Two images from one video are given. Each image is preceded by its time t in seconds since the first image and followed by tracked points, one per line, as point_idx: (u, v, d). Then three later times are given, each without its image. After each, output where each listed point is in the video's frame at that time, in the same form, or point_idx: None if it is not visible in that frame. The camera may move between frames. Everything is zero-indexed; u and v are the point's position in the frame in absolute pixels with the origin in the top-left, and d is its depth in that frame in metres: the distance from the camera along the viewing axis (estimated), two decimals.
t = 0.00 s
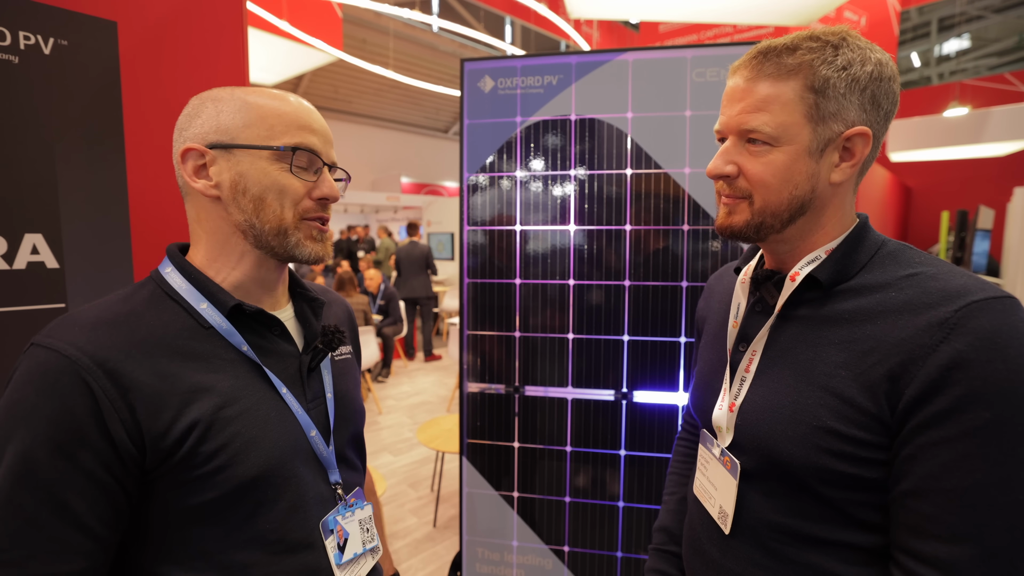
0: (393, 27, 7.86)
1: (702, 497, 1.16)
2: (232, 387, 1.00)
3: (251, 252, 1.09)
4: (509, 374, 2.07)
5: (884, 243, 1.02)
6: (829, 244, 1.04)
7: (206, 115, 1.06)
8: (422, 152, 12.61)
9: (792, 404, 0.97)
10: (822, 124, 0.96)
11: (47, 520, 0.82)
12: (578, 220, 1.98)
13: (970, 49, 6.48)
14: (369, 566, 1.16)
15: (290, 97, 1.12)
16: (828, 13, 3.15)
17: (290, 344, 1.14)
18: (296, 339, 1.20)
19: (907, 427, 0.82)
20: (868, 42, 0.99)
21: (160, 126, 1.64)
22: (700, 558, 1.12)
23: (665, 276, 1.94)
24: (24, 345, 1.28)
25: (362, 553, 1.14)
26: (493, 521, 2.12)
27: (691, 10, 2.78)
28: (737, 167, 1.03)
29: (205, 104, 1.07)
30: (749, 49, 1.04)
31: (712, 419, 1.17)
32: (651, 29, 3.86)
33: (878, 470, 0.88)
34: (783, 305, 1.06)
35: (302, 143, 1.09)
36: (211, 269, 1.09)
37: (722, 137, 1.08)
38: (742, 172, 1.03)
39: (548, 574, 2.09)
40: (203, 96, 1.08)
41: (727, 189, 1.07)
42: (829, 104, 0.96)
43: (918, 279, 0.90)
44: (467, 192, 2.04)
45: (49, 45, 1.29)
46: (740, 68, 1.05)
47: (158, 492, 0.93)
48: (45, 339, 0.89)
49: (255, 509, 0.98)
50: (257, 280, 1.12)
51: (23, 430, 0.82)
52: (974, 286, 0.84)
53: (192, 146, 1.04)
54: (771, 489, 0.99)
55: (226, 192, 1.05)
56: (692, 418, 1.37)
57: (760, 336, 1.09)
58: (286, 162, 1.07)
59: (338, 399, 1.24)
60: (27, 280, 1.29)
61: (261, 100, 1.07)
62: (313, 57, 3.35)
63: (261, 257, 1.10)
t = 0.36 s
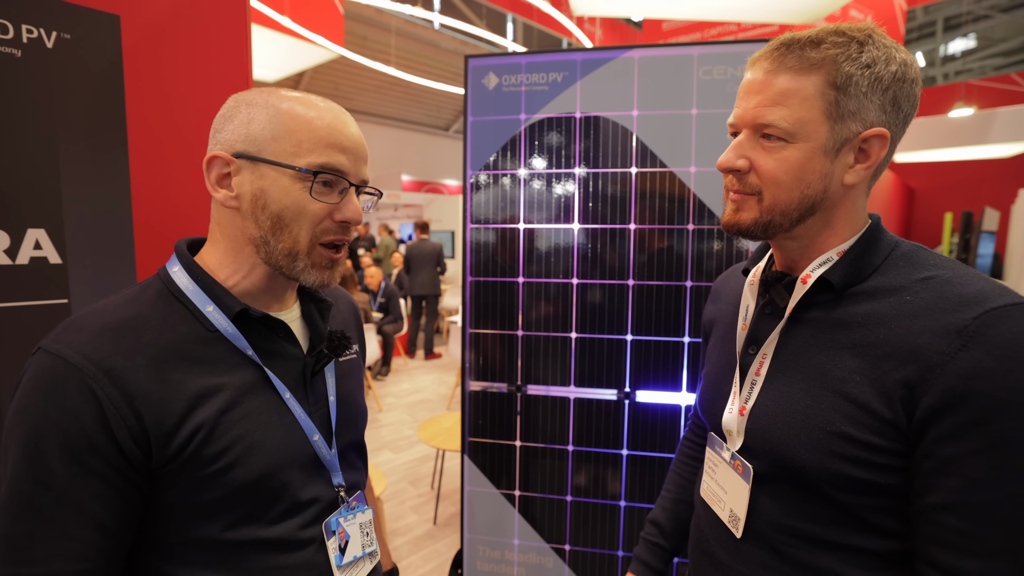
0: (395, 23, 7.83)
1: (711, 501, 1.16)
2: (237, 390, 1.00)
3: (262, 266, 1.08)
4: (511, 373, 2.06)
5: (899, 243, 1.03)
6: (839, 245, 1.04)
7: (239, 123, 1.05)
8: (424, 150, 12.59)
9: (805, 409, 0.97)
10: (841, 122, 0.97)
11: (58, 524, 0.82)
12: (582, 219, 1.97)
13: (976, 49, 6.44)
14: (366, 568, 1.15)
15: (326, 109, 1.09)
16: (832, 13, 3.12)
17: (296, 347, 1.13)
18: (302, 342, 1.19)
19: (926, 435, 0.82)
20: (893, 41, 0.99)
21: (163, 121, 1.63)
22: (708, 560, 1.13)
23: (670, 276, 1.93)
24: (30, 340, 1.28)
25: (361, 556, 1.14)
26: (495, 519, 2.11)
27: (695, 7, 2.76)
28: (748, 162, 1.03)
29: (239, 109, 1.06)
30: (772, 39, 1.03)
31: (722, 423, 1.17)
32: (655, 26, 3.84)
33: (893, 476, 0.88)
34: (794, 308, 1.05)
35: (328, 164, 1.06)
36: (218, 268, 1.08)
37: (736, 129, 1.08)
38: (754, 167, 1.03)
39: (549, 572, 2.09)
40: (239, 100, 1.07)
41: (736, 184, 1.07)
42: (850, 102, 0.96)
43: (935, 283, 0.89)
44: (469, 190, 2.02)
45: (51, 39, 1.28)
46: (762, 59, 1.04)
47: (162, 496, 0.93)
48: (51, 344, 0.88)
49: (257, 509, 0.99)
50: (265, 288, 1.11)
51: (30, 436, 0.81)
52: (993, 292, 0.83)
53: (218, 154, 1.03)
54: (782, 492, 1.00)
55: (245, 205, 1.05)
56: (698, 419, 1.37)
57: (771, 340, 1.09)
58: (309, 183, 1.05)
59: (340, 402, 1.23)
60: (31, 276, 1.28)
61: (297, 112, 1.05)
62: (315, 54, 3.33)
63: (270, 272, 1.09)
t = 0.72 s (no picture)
0: (394, 22, 7.82)
1: (715, 500, 1.18)
2: (256, 385, 1.00)
3: (251, 259, 1.08)
4: (513, 372, 2.07)
5: (899, 241, 1.04)
6: (842, 244, 1.06)
7: (192, 119, 1.03)
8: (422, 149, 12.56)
9: (811, 408, 0.99)
10: (842, 123, 0.98)
11: (90, 523, 0.83)
12: (583, 218, 1.97)
13: (972, 49, 6.50)
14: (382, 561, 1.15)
15: (278, 87, 1.06)
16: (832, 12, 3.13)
17: (308, 341, 1.12)
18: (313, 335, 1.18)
19: (938, 436, 0.84)
20: (893, 40, 1.00)
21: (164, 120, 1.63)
22: (713, 560, 1.14)
23: (671, 275, 1.94)
24: (31, 339, 1.28)
25: (377, 548, 1.14)
26: (496, 518, 2.12)
27: (695, 7, 2.76)
28: (751, 163, 1.05)
29: (188, 104, 1.04)
30: (773, 39, 1.04)
31: (726, 422, 1.18)
32: (654, 25, 3.83)
33: (897, 474, 0.90)
34: (797, 306, 1.07)
35: (285, 143, 1.03)
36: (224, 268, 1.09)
37: (738, 130, 1.09)
38: (756, 168, 1.04)
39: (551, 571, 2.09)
40: (187, 94, 1.05)
41: (739, 184, 1.08)
42: (851, 102, 0.97)
43: (938, 281, 0.91)
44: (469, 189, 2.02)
45: (54, 37, 1.28)
46: (764, 59, 1.05)
47: (188, 492, 0.93)
48: (69, 347, 0.88)
49: (281, 503, 0.99)
50: (268, 280, 1.11)
51: (55, 437, 0.82)
52: (995, 288, 0.86)
53: (179, 155, 1.02)
54: (788, 491, 1.01)
55: (219, 201, 1.04)
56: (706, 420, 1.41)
57: (775, 339, 1.10)
58: (271, 167, 1.04)
59: (353, 393, 1.24)
60: (33, 274, 1.28)
61: (245, 94, 1.02)
62: (314, 52, 3.32)
63: (264, 263, 1.09)
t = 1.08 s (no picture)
0: (392, 20, 7.81)
1: (720, 493, 1.19)
2: (263, 381, 1.00)
3: (249, 244, 1.07)
4: (513, 369, 2.07)
5: (910, 237, 1.05)
6: (851, 239, 1.07)
7: (191, 106, 1.04)
8: (421, 148, 12.55)
9: (817, 402, 1.00)
10: (856, 119, 0.98)
11: (89, 528, 0.82)
12: (582, 215, 1.97)
13: (971, 45, 6.65)
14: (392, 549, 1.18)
15: (277, 79, 1.08)
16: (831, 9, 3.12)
17: (310, 336, 1.14)
18: (315, 329, 1.19)
19: (938, 427, 0.84)
20: (909, 35, 1.00)
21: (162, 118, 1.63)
22: (718, 552, 1.15)
23: (670, 271, 1.94)
24: (30, 337, 1.28)
25: (387, 537, 1.16)
26: (496, 515, 2.12)
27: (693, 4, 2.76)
28: (764, 159, 1.05)
29: (187, 94, 1.05)
30: (787, 35, 1.04)
31: (732, 415, 1.20)
32: (653, 22, 3.83)
33: (902, 468, 0.90)
34: (804, 301, 1.09)
35: (288, 124, 1.05)
36: (219, 257, 1.08)
37: (751, 126, 1.10)
38: (769, 164, 1.05)
39: (551, 567, 2.10)
40: (186, 86, 1.06)
41: (752, 180, 1.09)
42: (865, 99, 0.97)
43: (946, 276, 0.92)
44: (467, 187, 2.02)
45: (49, 34, 1.28)
46: (777, 55, 1.05)
47: (195, 495, 0.93)
48: (74, 352, 0.88)
49: (290, 500, 0.98)
50: (269, 273, 1.11)
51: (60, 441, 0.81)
52: (1004, 283, 0.86)
53: (179, 140, 1.02)
54: (792, 484, 1.02)
55: (219, 184, 1.04)
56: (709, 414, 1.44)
57: (782, 332, 1.12)
58: (275, 147, 1.05)
59: (359, 387, 1.25)
60: (32, 272, 1.28)
61: (246, 83, 1.04)
62: (313, 51, 3.32)
63: (263, 249, 1.08)
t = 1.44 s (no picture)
0: (387, 21, 7.81)
1: (718, 490, 1.21)
2: (258, 369, 1.02)
3: (249, 248, 1.09)
4: (509, 368, 2.07)
5: (903, 235, 1.07)
6: (846, 237, 1.08)
7: (212, 109, 1.04)
8: (416, 148, 12.53)
9: (813, 399, 1.01)
10: (850, 118, 0.99)
11: (87, 501, 0.80)
12: (576, 214, 1.98)
13: (962, 44, 6.64)
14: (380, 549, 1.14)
15: (295, 92, 1.10)
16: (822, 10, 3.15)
17: (301, 330, 1.15)
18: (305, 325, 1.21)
19: (932, 422, 0.86)
20: (900, 36, 1.01)
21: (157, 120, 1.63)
22: (716, 547, 1.17)
23: (664, 269, 1.95)
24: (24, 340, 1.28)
25: (375, 535, 1.13)
26: (492, 514, 2.12)
27: (686, 5, 2.78)
28: (760, 159, 1.07)
29: (211, 97, 1.05)
30: (780, 37, 1.05)
31: (730, 412, 1.21)
32: (646, 23, 3.85)
33: (898, 463, 0.92)
34: (801, 299, 1.10)
35: (307, 142, 1.08)
36: (214, 252, 1.08)
37: (746, 126, 1.11)
38: (765, 162, 1.07)
39: (548, 566, 2.10)
40: (206, 89, 1.06)
41: (749, 179, 1.10)
42: (858, 99, 0.99)
43: (938, 273, 0.93)
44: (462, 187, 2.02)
45: (41, 35, 1.27)
46: (770, 57, 1.07)
47: (188, 476, 0.93)
48: (67, 328, 0.87)
49: (283, 484, 0.99)
50: (265, 274, 1.12)
51: (53, 412, 0.80)
52: (995, 281, 0.87)
53: (196, 140, 1.02)
54: (790, 479, 1.04)
55: (229, 188, 1.05)
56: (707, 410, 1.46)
57: (779, 330, 1.13)
58: (293, 162, 1.07)
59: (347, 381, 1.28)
60: (25, 274, 1.27)
61: (270, 95, 1.06)
62: (307, 52, 3.31)
63: (262, 255, 1.10)
